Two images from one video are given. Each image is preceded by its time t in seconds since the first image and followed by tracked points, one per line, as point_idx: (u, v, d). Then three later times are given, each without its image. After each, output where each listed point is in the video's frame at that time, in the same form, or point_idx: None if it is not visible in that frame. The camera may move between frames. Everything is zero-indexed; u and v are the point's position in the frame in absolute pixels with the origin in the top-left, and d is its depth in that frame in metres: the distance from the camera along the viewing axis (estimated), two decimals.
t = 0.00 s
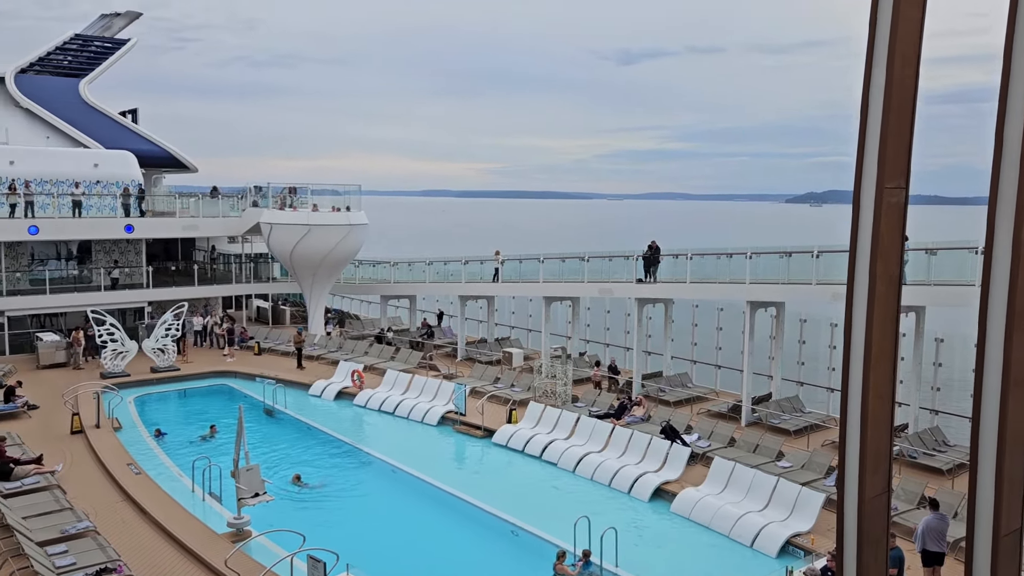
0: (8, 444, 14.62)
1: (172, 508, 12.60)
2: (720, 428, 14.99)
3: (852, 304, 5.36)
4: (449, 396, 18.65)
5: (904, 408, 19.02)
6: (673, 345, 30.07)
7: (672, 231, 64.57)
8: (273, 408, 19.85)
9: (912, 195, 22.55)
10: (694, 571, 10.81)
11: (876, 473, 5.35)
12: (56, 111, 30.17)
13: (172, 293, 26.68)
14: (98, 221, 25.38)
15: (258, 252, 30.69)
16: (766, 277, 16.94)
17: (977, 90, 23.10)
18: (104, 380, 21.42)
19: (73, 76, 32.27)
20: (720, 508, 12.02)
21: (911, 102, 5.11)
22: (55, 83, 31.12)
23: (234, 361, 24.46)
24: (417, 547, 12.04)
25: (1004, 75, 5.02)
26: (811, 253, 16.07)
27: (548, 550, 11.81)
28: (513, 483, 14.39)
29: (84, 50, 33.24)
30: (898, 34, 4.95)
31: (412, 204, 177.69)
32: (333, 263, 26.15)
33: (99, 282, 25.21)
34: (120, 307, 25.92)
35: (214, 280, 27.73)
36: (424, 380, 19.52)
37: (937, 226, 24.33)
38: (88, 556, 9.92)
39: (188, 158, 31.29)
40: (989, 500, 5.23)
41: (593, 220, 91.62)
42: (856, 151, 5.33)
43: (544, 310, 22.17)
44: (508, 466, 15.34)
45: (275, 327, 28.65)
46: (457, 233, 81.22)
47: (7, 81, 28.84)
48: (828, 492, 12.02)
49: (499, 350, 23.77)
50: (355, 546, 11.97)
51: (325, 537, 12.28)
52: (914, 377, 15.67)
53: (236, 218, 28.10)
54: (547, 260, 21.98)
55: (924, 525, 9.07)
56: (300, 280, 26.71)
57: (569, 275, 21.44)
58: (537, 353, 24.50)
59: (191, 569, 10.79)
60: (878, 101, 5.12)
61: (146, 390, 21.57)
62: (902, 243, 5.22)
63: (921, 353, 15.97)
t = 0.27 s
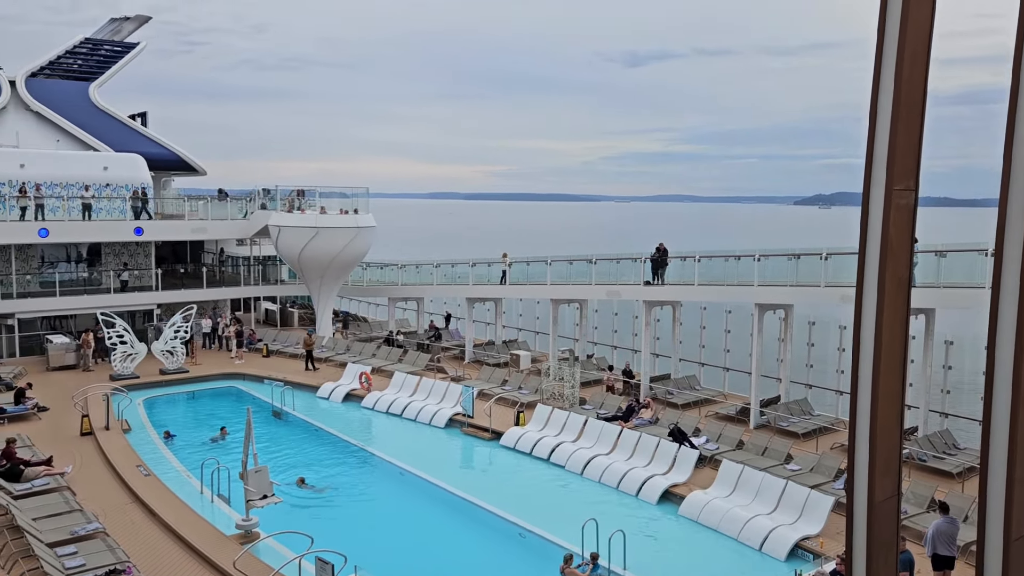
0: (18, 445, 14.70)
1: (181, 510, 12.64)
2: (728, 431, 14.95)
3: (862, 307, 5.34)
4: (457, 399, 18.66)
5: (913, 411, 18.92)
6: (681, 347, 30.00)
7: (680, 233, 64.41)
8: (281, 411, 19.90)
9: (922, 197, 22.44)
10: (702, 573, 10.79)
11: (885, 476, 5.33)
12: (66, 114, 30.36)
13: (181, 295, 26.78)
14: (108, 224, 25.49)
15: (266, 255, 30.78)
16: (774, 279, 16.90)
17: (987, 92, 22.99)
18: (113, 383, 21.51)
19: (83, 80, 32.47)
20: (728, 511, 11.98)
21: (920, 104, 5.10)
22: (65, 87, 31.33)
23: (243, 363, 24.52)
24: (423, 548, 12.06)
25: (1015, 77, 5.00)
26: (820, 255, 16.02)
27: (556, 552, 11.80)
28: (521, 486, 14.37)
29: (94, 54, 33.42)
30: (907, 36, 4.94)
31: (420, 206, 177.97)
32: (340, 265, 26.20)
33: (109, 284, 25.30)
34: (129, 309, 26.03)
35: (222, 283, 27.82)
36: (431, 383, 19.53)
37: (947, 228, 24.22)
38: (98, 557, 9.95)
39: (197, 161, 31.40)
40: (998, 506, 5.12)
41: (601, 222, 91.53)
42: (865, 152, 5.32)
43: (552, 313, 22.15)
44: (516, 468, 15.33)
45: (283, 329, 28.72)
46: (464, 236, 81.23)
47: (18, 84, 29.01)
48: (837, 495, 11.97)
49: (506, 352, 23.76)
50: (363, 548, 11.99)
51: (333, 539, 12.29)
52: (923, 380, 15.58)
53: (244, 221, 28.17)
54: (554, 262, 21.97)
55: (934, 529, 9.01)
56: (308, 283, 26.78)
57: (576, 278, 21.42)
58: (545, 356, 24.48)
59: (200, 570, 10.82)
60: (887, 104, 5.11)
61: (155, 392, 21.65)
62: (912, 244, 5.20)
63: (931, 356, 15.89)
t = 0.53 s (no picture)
0: (25, 446, 14.75)
1: (187, 510, 12.68)
2: (734, 432, 14.93)
3: (868, 308, 5.33)
4: (462, 400, 18.67)
5: (919, 412, 18.86)
6: (686, 348, 29.97)
7: (685, 234, 64.30)
8: (287, 411, 19.93)
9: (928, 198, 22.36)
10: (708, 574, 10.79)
11: (892, 476, 5.31)
12: (73, 116, 30.47)
13: (187, 296, 26.84)
14: (114, 225, 25.56)
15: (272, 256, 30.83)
16: (780, 280, 16.86)
17: (993, 92, 22.93)
18: (119, 383, 21.57)
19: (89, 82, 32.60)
20: (734, 512, 11.96)
21: (927, 105, 5.09)
22: (72, 88, 31.46)
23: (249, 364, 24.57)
24: (429, 549, 12.07)
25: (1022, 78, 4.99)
26: (825, 256, 15.97)
27: (561, 553, 11.80)
28: (526, 487, 14.37)
29: (100, 55, 33.54)
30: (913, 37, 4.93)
31: (425, 207, 178.10)
32: (346, 266, 26.22)
33: (115, 285, 25.36)
34: (135, 310, 26.10)
35: (228, 283, 27.88)
36: (437, 384, 19.55)
37: (953, 229, 24.17)
38: (104, 558, 9.98)
39: (203, 162, 31.47)
40: (1007, 508, 5.03)
41: (606, 223, 91.44)
42: (871, 153, 5.31)
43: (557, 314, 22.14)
44: (521, 469, 15.34)
45: (289, 330, 28.77)
46: (469, 237, 81.22)
47: (25, 86, 29.12)
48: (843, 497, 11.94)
49: (511, 353, 23.75)
50: (369, 549, 12.00)
51: (339, 540, 12.31)
52: (929, 381, 15.55)
53: (250, 222, 28.21)
54: (559, 263, 21.96)
55: (941, 531, 8.99)
56: (314, 283, 26.82)
57: (582, 279, 21.41)
58: (550, 356, 24.47)
59: (206, 571, 10.84)
60: (894, 105, 5.10)
61: (161, 392, 21.71)
62: (918, 245, 5.18)
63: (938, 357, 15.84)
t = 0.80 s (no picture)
0: (30, 445, 14.78)
1: (191, 509, 12.70)
2: (738, 431, 14.91)
3: (872, 310, 5.32)
4: (466, 399, 18.67)
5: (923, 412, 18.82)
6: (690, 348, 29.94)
7: (689, 234, 64.19)
8: (291, 410, 19.96)
9: (933, 197, 22.29)
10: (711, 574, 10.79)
11: (896, 476, 5.29)
12: (78, 115, 30.55)
13: (191, 295, 26.88)
14: (118, 224, 25.61)
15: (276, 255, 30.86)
16: (784, 279, 16.84)
17: (998, 91, 22.88)
18: (124, 382, 21.61)
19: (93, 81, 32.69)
20: (738, 512, 11.95)
21: (931, 104, 5.07)
22: (77, 88, 31.57)
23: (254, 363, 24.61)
24: (433, 548, 12.08)
25: None
26: (830, 255, 15.93)
27: (565, 553, 11.80)
28: (530, 486, 14.37)
29: (105, 55, 33.62)
30: (918, 35, 4.92)
31: (429, 207, 178.18)
32: (350, 266, 26.24)
33: (119, 285, 25.41)
34: (140, 309, 26.14)
35: (232, 283, 27.92)
36: (440, 383, 19.55)
37: (957, 228, 24.12)
38: (108, 557, 10.00)
39: (207, 162, 31.50)
40: (1012, 508, 4.96)
41: (610, 222, 91.34)
42: (875, 153, 5.30)
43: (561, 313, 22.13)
44: (524, 468, 15.34)
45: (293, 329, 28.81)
46: (472, 237, 81.19)
47: (30, 86, 29.22)
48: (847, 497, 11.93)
49: (515, 353, 23.76)
50: (372, 548, 12.01)
51: (342, 539, 12.32)
52: (934, 381, 15.51)
53: (254, 222, 28.24)
54: (563, 262, 21.95)
55: (946, 531, 8.96)
56: (318, 283, 26.85)
57: (586, 279, 21.40)
58: (554, 356, 24.46)
59: (210, 569, 10.86)
60: (898, 104, 5.09)
61: (165, 392, 21.76)
62: (923, 244, 5.17)
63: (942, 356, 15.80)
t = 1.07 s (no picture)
0: (33, 443, 14.81)
1: (193, 507, 12.71)
2: (741, 430, 14.91)
3: (875, 309, 5.31)
4: (468, 398, 18.67)
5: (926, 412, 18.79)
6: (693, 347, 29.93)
7: (692, 233, 64.12)
8: (294, 409, 19.98)
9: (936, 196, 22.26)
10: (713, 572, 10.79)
11: (899, 475, 5.29)
12: (81, 114, 30.60)
13: (194, 294, 26.91)
14: (121, 222, 25.66)
15: (279, 254, 30.88)
16: (786, 278, 16.83)
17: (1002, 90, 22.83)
18: (127, 381, 21.65)
19: (97, 80, 32.76)
20: (740, 511, 11.95)
21: (934, 102, 5.06)
22: (80, 87, 31.65)
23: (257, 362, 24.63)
24: (435, 546, 12.09)
25: None
26: (832, 254, 15.92)
27: (567, 551, 11.80)
28: (533, 485, 14.37)
29: (108, 53, 33.69)
30: (921, 33, 4.91)
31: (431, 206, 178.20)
32: (352, 265, 26.25)
33: (122, 283, 25.46)
34: (143, 308, 26.18)
35: (235, 281, 27.95)
36: (443, 382, 19.56)
37: (961, 227, 24.08)
38: (111, 554, 10.02)
39: (210, 160, 31.53)
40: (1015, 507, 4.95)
41: (613, 221, 91.28)
42: (878, 150, 5.29)
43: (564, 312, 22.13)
44: (527, 467, 15.33)
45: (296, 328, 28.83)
46: (475, 235, 81.21)
47: (33, 85, 29.29)
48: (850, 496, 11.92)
49: (518, 351, 23.76)
50: (374, 547, 12.02)
51: (345, 537, 12.33)
52: (937, 380, 15.47)
53: (257, 220, 28.28)
54: (566, 261, 21.95)
55: (949, 530, 8.95)
56: (320, 282, 26.87)
57: (588, 277, 21.40)
58: (556, 355, 24.45)
59: (213, 568, 10.87)
60: (901, 102, 5.08)
61: (168, 390, 21.79)
62: (926, 243, 5.16)
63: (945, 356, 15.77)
